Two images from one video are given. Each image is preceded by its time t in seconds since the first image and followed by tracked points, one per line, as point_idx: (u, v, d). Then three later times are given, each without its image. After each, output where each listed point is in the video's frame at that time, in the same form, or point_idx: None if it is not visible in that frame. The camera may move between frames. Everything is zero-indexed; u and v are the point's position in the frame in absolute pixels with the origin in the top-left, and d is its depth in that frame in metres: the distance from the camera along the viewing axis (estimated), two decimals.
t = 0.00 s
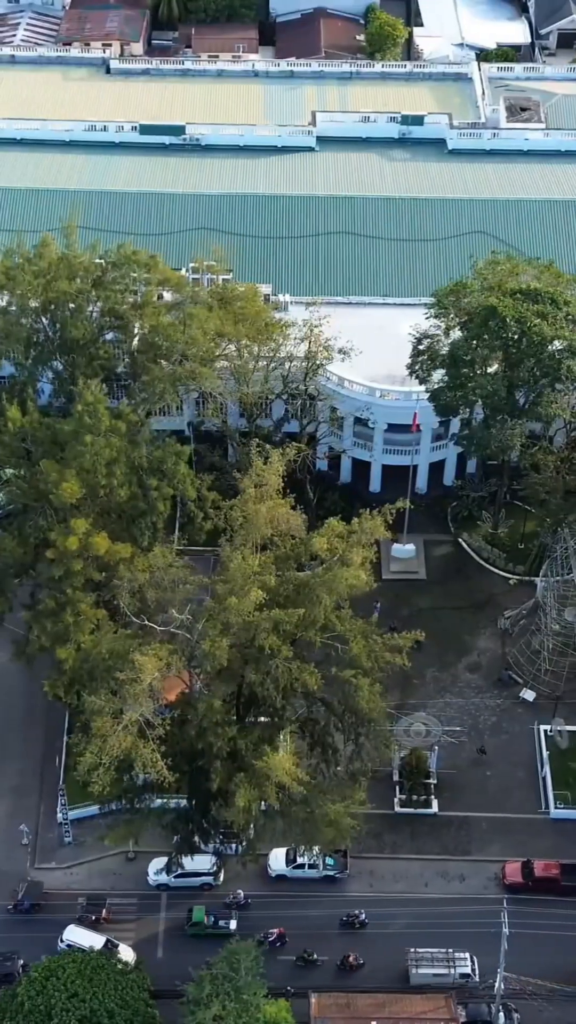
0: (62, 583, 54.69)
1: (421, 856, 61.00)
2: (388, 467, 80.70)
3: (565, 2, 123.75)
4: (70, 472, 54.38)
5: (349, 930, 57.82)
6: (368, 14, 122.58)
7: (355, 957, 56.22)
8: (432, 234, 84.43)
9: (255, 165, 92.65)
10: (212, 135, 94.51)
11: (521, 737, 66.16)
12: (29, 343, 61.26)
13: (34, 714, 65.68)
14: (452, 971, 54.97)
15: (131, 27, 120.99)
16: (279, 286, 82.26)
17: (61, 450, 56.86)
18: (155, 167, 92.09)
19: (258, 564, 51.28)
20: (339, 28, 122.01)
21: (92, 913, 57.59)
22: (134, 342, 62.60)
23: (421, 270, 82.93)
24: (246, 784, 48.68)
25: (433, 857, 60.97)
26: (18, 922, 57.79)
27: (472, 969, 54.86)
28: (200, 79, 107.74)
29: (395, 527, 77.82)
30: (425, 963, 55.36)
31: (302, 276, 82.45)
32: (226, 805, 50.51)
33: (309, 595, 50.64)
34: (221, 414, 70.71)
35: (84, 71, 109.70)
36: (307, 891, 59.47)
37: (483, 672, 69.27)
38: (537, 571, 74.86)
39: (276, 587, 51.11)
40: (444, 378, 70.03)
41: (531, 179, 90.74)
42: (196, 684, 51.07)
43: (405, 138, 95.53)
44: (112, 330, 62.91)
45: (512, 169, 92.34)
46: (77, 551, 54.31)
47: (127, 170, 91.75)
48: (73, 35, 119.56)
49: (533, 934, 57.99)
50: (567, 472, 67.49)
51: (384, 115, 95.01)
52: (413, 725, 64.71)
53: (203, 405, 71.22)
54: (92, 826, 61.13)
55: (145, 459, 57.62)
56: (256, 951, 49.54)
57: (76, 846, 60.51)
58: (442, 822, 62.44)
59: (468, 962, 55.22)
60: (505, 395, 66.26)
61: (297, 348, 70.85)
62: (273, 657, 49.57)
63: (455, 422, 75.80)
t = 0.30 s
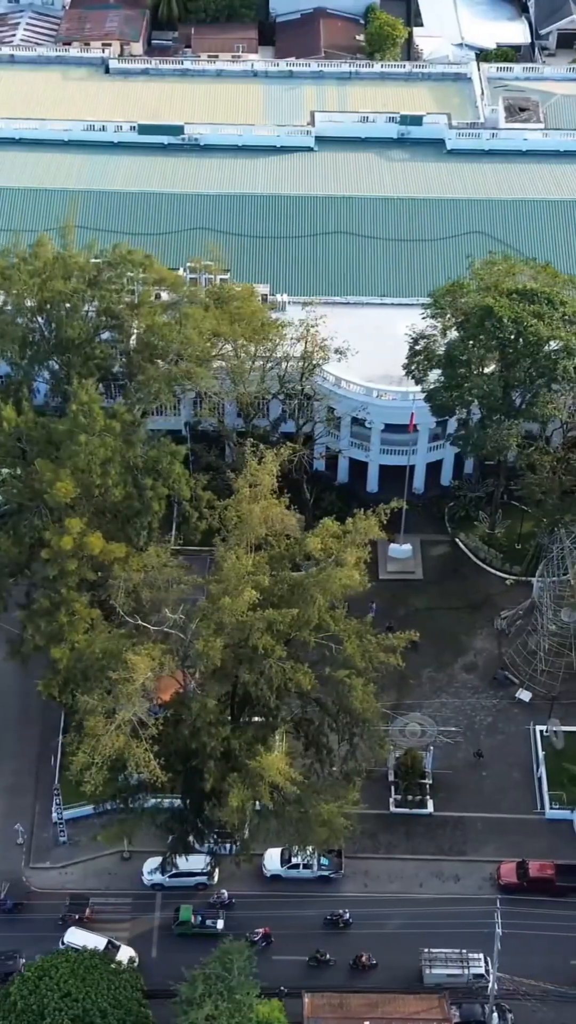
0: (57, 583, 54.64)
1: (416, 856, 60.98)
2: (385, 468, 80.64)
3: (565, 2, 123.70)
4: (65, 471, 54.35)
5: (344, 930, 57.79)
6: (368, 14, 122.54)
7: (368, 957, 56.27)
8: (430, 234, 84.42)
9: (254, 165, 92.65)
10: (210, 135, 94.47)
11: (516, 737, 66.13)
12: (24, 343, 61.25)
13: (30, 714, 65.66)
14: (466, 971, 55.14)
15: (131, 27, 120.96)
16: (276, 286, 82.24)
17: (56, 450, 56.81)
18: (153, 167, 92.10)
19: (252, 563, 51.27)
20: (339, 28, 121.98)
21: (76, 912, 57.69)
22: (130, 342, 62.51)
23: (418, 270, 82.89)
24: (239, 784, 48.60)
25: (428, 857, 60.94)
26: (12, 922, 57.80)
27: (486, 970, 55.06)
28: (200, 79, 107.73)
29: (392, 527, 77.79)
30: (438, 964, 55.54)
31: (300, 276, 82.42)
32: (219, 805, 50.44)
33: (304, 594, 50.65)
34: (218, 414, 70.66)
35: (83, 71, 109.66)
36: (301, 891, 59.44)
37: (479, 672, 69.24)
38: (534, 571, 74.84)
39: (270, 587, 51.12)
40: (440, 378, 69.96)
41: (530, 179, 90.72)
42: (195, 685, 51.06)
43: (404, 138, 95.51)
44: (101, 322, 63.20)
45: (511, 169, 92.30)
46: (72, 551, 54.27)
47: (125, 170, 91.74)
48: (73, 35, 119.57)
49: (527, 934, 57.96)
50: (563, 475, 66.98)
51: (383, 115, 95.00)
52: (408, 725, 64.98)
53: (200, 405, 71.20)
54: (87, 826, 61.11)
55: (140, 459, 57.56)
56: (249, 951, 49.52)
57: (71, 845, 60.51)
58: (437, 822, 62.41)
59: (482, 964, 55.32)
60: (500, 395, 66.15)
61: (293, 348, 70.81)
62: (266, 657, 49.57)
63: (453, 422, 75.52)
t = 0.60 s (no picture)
0: (50, 582, 54.62)
1: (410, 856, 60.96)
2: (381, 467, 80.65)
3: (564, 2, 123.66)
4: (58, 471, 54.35)
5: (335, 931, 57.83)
6: (367, 14, 122.51)
7: (380, 957, 56.23)
8: (427, 234, 84.41)
9: (251, 165, 92.64)
10: (208, 135, 94.48)
11: (511, 737, 66.13)
12: (18, 343, 61.29)
13: (24, 714, 65.66)
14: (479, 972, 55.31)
15: (130, 27, 120.97)
16: (273, 286, 82.28)
17: (50, 450, 56.78)
18: (151, 167, 92.09)
19: (245, 563, 51.28)
20: (338, 28, 121.97)
21: (58, 911, 57.78)
22: (125, 342, 62.59)
23: (415, 270, 82.89)
24: (231, 784, 48.58)
25: (422, 857, 60.93)
26: (5, 921, 57.82)
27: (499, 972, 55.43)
28: (198, 79, 107.72)
29: (387, 527, 77.84)
30: (450, 965, 55.36)
31: (296, 276, 82.43)
32: (211, 805, 50.41)
33: (296, 595, 50.65)
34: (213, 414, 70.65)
35: (81, 71, 109.65)
36: (295, 891, 59.45)
37: (474, 672, 69.25)
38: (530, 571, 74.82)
39: (263, 587, 51.13)
40: (435, 378, 69.89)
41: (528, 179, 90.70)
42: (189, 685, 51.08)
43: (402, 138, 95.49)
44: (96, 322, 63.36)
45: (509, 169, 92.27)
46: (65, 550, 54.29)
47: (123, 170, 91.73)
48: (72, 35, 119.61)
49: (519, 934, 57.97)
50: (558, 476, 67.28)
51: (381, 115, 95.00)
52: (403, 725, 65.26)
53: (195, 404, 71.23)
54: (81, 826, 61.12)
55: (133, 459, 57.55)
56: (240, 951, 49.53)
57: (64, 845, 60.52)
58: (431, 822, 62.40)
59: (495, 966, 55.61)
60: (495, 395, 66.07)
61: (288, 348, 70.83)
62: (258, 657, 49.61)
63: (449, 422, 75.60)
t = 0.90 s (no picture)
0: (42, 583, 54.57)
1: (402, 856, 60.94)
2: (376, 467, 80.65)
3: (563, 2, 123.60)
4: (49, 470, 54.39)
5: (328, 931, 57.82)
6: (366, 14, 122.45)
7: (390, 958, 56.26)
8: (424, 234, 84.39)
9: (248, 165, 92.60)
10: (205, 135, 94.41)
11: (504, 737, 66.12)
12: (11, 343, 61.28)
13: (17, 713, 65.66)
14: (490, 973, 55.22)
15: (128, 27, 120.96)
16: (269, 286, 82.26)
17: (42, 449, 56.80)
18: (147, 167, 92.04)
19: (235, 562, 51.26)
20: (337, 28, 121.94)
21: (36, 911, 57.84)
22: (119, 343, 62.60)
23: (411, 270, 82.84)
24: (221, 784, 48.56)
25: (414, 857, 60.92)
26: None
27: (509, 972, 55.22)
28: (195, 79, 107.72)
29: (382, 527, 77.83)
30: (461, 965, 55.42)
31: (292, 277, 82.40)
32: (201, 804, 50.40)
33: (287, 595, 50.63)
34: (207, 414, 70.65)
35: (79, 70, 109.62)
36: (287, 891, 59.44)
37: (468, 673, 69.24)
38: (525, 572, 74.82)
39: (254, 586, 51.11)
40: (428, 377, 69.76)
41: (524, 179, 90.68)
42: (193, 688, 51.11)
43: (399, 138, 95.47)
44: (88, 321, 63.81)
45: (506, 169, 92.24)
46: (57, 550, 54.27)
47: (120, 170, 91.69)
48: (70, 35, 119.63)
49: (510, 934, 57.95)
50: (551, 476, 66.83)
51: (378, 115, 94.94)
52: (395, 725, 65.01)
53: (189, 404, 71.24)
54: (73, 826, 61.13)
55: (125, 459, 57.49)
56: (230, 951, 49.55)
57: (56, 845, 60.50)
58: (423, 822, 62.38)
59: (506, 966, 55.40)
60: (488, 395, 66.01)
61: (281, 348, 70.86)
62: (249, 657, 49.59)
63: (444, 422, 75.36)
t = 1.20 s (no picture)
0: (32, 583, 54.48)
1: (393, 856, 60.93)
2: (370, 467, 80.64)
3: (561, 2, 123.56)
4: (40, 470, 54.40)
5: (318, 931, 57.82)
6: (364, 14, 122.41)
7: (399, 958, 56.29)
8: (419, 234, 84.36)
9: (244, 165, 92.57)
10: (201, 135, 94.36)
11: (496, 737, 66.11)
12: (3, 343, 61.30)
13: (9, 712, 65.64)
14: (499, 973, 55.19)
15: (125, 27, 120.98)
16: (264, 286, 82.24)
17: (33, 449, 56.80)
18: (143, 167, 92.00)
19: (224, 562, 51.18)
20: (334, 28, 121.91)
21: (13, 911, 57.91)
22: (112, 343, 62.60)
23: (406, 270, 82.83)
24: (209, 784, 48.53)
25: (405, 858, 60.89)
26: None
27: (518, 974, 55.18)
28: (192, 79, 107.71)
29: (375, 527, 77.82)
30: (471, 966, 55.52)
31: (287, 277, 82.39)
32: (190, 804, 50.39)
33: (276, 595, 50.59)
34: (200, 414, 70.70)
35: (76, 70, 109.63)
36: (277, 891, 59.43)
37: (460, 673, 69.25)
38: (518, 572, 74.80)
39: (243, 586, 51.09)
40: (421, 377, 69.65)
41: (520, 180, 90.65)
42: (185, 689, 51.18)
43: (395, 138, 95.43)
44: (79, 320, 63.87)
45: (502, 169, 92.21)
46: (47, 550, 54.23)
47: (115, 170, 91.67)
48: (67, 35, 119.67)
49: (500, 935, 57.94)
50: (544, 476, 66.60)
51: (374, 115, 94.88)
52: (387, 726, 64.29)
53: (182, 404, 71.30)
54: (65, 826, 61.12)
55: (116, 459, 57.43)
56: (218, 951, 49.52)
57: (47, 845, 60.50)
58: (415, 823, 62.35)
59: (515, 968, 55.35)
60: (481, 395, 65.92)
61: (274, 348, 70.87)
62: (238, 657, 49.57)
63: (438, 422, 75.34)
